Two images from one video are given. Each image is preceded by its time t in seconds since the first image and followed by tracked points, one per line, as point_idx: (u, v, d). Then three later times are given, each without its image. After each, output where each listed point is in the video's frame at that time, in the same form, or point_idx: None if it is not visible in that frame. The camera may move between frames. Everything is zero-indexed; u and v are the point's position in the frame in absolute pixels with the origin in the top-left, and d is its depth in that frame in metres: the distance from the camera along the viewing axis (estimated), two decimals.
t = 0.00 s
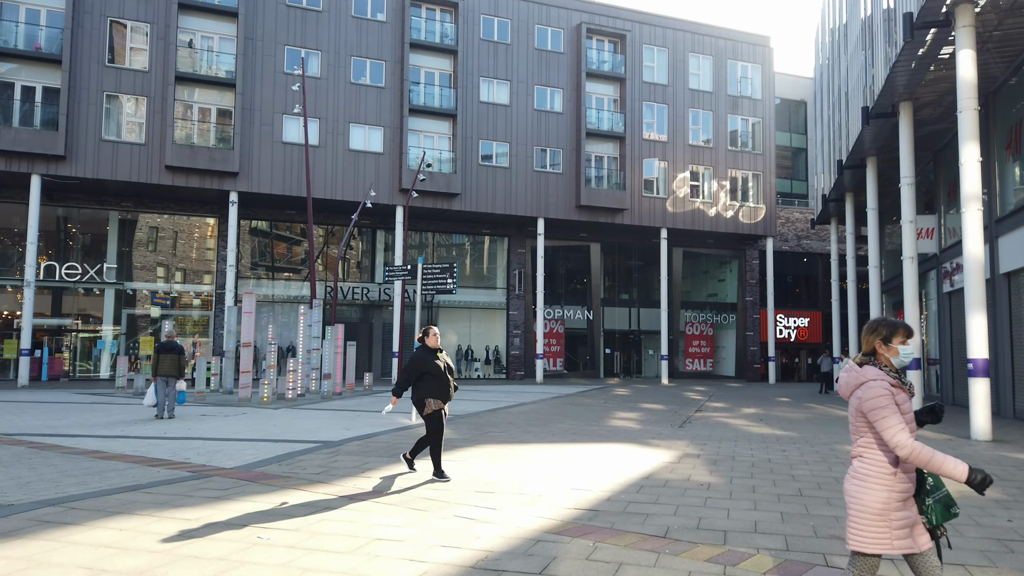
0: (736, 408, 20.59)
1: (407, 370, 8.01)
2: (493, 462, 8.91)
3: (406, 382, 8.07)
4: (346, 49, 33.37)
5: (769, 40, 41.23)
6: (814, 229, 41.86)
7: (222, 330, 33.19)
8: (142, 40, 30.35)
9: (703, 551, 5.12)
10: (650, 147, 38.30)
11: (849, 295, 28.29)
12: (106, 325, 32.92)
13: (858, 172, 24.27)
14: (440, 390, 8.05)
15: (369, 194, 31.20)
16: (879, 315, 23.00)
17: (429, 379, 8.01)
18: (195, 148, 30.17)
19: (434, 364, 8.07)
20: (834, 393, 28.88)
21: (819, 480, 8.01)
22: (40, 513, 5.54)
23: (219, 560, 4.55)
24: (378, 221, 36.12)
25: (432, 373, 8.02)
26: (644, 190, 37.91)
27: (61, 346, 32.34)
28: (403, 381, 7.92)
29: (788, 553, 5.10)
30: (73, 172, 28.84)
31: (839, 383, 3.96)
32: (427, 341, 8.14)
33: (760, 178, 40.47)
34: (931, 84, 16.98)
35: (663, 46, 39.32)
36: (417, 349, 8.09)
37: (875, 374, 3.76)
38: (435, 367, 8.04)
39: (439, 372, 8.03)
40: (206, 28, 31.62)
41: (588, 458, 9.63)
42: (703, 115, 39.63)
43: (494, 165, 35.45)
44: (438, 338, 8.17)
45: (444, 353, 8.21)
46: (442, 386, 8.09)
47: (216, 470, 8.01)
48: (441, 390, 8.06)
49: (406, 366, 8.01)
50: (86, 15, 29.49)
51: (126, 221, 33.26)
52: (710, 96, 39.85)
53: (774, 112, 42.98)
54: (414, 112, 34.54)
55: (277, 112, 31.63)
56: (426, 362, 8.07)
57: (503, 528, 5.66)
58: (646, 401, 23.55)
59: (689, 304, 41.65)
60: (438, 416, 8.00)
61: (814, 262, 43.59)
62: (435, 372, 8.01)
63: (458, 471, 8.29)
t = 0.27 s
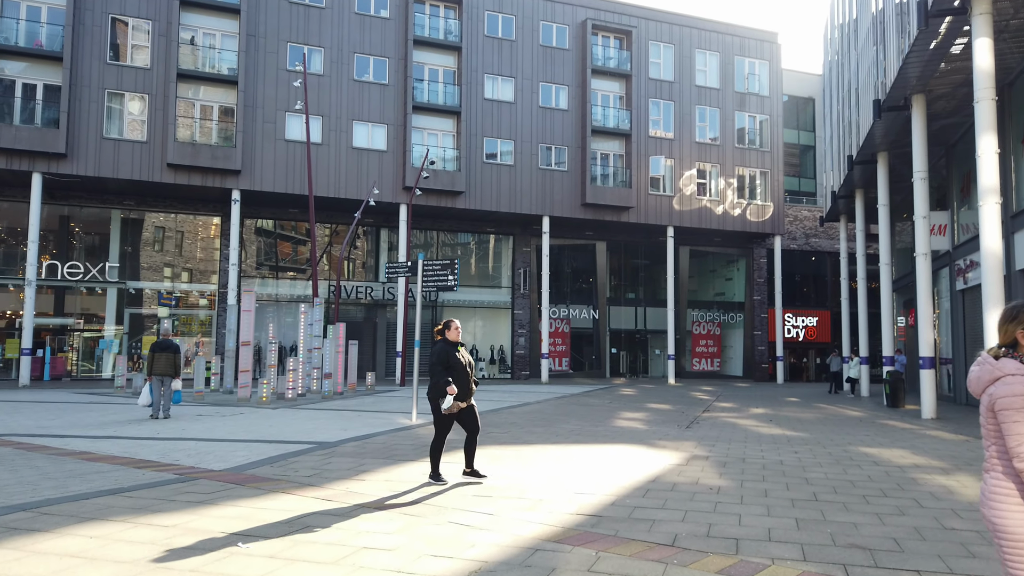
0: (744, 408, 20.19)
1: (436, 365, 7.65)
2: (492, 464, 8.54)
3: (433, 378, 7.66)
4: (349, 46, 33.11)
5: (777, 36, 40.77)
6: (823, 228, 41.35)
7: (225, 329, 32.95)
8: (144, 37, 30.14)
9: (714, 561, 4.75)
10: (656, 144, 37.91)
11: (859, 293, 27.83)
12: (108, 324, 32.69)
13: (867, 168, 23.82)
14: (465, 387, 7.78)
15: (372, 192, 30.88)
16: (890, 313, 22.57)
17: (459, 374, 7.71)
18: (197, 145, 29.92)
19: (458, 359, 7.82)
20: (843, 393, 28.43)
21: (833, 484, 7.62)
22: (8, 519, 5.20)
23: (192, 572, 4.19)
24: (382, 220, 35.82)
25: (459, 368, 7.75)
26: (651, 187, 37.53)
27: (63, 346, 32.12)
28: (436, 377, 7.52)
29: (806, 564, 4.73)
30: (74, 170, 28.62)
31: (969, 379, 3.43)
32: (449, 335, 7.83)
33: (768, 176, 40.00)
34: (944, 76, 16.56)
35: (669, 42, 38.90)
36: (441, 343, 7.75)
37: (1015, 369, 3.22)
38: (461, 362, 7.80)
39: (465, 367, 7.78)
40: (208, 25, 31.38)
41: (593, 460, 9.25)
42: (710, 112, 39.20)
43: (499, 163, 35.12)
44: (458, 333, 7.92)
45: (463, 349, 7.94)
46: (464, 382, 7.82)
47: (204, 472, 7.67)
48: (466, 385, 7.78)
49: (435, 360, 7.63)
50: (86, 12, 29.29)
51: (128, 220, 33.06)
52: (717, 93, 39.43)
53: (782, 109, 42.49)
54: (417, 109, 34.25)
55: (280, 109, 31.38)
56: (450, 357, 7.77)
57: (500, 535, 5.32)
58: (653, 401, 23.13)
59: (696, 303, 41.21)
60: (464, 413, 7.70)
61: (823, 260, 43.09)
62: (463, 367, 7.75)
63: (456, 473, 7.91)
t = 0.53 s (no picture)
0: (781, 411, 19.59)
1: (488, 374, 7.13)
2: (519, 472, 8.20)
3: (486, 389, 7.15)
4: (376, 45, 33.01)
5: (811, 28, 39.82)
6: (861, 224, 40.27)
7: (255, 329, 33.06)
8: (174, 39, 30.34)
9: None
10: (687, 141, 37.24)
11: (899, 291, 26.97)
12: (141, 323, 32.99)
13: (908, 162, 23.01)
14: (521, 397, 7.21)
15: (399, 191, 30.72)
16: (933, 312, 21.76)
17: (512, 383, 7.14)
18: (226, 146, 30.02)
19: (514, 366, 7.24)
20: (883, 395, 27.55)
21: (883, 498, 7.14)
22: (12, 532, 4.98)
23: None
24: (410, 219, 35.70)
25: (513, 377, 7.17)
26: (682, 185, 36.87)
27: (97, 345, 32.48)
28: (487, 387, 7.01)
29: None
30: (106, 171, 28.90)
31: None
32: (503, 341, 7.29)
33: (803, 171, 39.06)
34: (991, 65, 15.83)
35: (700, 36, 38.18)
36: (493, 351, 7.22)
37: None
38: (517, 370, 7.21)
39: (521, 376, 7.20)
40: (237, 26, 31.51)
41: (625, 468, 8.86)
42: (742, 107, 38.42)
43: (527, 160, 34.75)
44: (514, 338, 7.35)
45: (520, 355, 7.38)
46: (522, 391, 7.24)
47: (222, 480, 7.44)
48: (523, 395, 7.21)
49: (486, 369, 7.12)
50: (117, 15, 29.56)
51: (160, 221, 33.34)
52: (750, 88, 38.61)
53: (817, 103, 41.49)
54: (445, 108, 34.05)
55: (308, 109, 31.39)
56: (505, 364, 7.21)
57: (525, 555, 4.96)
58: (685, 403, 22.59)
59: (730, 302, 40.42)
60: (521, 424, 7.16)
61: (860, 258, 41.97)
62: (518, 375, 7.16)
63: (481, 482, 7.58)
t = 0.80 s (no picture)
0: (843, 413, 18.76)
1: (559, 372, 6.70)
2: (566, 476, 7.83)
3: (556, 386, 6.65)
4: (424, 44, 33.02)
5: (871, 16, 38.39)
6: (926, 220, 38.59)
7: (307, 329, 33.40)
8: (227, 43, 30.85)
9: None
10: (741, 135, 36.28)
11: (968, 288, 25.69)
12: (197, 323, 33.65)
13: (978, 152, 21.85)
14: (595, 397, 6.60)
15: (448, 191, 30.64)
16: (1007, 310, 20.58)
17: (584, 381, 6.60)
18: (278, 148, 30.36)
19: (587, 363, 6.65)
20: (951, 397, 26.27)
21: (964, 511, 6.56)
22: (41, 535, 4.85)
23: None
24: (458, 219, 35.63)
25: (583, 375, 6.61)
26: (736, 180, 35.93)
27: (155, 345, 33.23)
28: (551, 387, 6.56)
29: None
30: (162, 174, 29.54)
31: None
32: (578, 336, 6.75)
33: (863, 165, 37.66)
34: None
35: (754, 27, 37.14)
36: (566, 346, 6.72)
37: None
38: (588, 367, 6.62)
39: (593, 374, 6.61)
40: (287, 29, 31.89)
41: (679, 473, 8.41)
42: (798, 100, 37.25)
43: (576, 158, 34.33)
44: (591, 333, 6.76)
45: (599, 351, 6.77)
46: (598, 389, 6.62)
47: (262, 481, 7.28)
48: (596, 395, 6.61)
49: (554, 367, 6.65)
50: (172, 20, 30.19)
51: (215, 222, 33.97)
52: (806, 79, 37.42)
53: (878, 94, 39.97)
54: (493, 106, 33.87)
55: (357, 110, 31.56)
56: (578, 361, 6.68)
57: (573, 570, 4.61)
58: (740, 405, 21.86)
59: (786, 301, 39.26)
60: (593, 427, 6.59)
61: (924, 255, 40.27)
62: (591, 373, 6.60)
63: (527, 487, 7.25)
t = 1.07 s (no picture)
0: (897, 417, 17.94)
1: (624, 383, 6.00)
2: (601, 484, 7.45)
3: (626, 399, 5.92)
4: (462, 42, 32.83)
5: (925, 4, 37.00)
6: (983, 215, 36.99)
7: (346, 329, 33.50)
8: (268, 45, 31.10)
9: None
10: (787, 129, 35.30)
11: None
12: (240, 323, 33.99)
13: None
14: (668, 410, 5.86)
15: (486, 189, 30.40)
16: None
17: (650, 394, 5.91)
18: (317, 148, 30.45)
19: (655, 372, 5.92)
20: (1011, 400, 25.07)
21: None
22: (49, 546, 4.67)
23: None
24: (497, 218, 35.37)
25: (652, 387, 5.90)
26: (781, 175, 34.96)
27: (199, 344, 33.66)
28: (614, 401, 5.86)
29: None
30: (205, 176, 29.89)
31: None
32: (644, 343, 6.03)
33: (916, 158, 36.30)
34: None
35: (801, 18, 36.08)
36: (630, 355, 6.01)
37: None
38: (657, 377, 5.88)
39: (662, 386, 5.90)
40: (327, 30, 32.05)
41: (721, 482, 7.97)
42: (847, 92, 36.09)
43: (616, 155, 33.79)
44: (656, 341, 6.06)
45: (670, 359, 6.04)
46: (669, 401, 5.88)
47: (286, 487, 7.06)
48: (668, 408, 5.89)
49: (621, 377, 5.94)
50: (215, 24, 30.53)
51: (257, 223, 34.31)
52: (855, 70, 36.23)
53: (932, 85, 38.51)
54: (532, 103, 33.54)
55: (396, 110, 31.54)
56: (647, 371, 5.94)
57: None
58: (786, 407, 21.14)
59: (834, 300, 38.09)
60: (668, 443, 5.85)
61: (981, 251, 38.66)
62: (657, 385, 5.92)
63: (559, 496, 6.90)
